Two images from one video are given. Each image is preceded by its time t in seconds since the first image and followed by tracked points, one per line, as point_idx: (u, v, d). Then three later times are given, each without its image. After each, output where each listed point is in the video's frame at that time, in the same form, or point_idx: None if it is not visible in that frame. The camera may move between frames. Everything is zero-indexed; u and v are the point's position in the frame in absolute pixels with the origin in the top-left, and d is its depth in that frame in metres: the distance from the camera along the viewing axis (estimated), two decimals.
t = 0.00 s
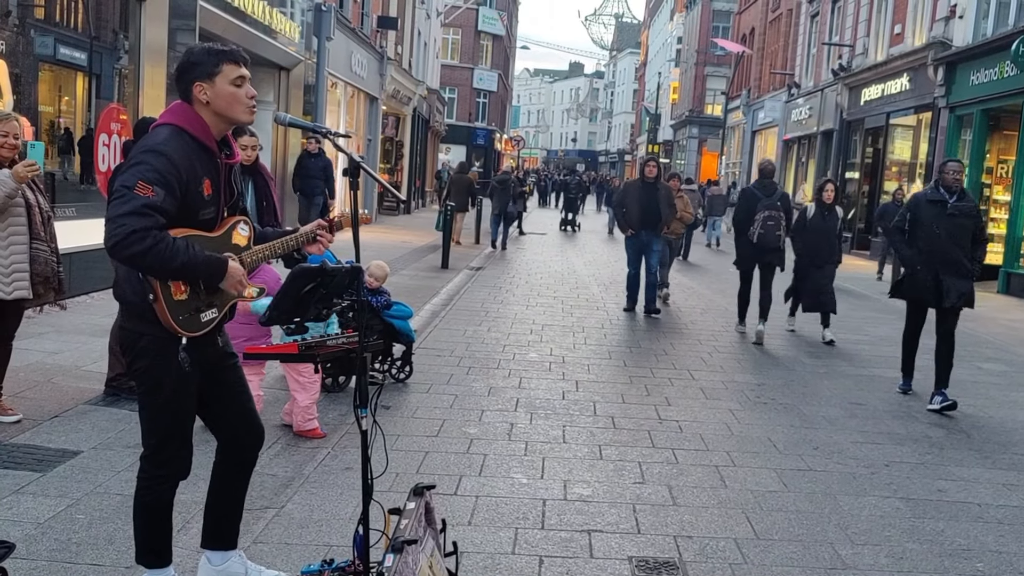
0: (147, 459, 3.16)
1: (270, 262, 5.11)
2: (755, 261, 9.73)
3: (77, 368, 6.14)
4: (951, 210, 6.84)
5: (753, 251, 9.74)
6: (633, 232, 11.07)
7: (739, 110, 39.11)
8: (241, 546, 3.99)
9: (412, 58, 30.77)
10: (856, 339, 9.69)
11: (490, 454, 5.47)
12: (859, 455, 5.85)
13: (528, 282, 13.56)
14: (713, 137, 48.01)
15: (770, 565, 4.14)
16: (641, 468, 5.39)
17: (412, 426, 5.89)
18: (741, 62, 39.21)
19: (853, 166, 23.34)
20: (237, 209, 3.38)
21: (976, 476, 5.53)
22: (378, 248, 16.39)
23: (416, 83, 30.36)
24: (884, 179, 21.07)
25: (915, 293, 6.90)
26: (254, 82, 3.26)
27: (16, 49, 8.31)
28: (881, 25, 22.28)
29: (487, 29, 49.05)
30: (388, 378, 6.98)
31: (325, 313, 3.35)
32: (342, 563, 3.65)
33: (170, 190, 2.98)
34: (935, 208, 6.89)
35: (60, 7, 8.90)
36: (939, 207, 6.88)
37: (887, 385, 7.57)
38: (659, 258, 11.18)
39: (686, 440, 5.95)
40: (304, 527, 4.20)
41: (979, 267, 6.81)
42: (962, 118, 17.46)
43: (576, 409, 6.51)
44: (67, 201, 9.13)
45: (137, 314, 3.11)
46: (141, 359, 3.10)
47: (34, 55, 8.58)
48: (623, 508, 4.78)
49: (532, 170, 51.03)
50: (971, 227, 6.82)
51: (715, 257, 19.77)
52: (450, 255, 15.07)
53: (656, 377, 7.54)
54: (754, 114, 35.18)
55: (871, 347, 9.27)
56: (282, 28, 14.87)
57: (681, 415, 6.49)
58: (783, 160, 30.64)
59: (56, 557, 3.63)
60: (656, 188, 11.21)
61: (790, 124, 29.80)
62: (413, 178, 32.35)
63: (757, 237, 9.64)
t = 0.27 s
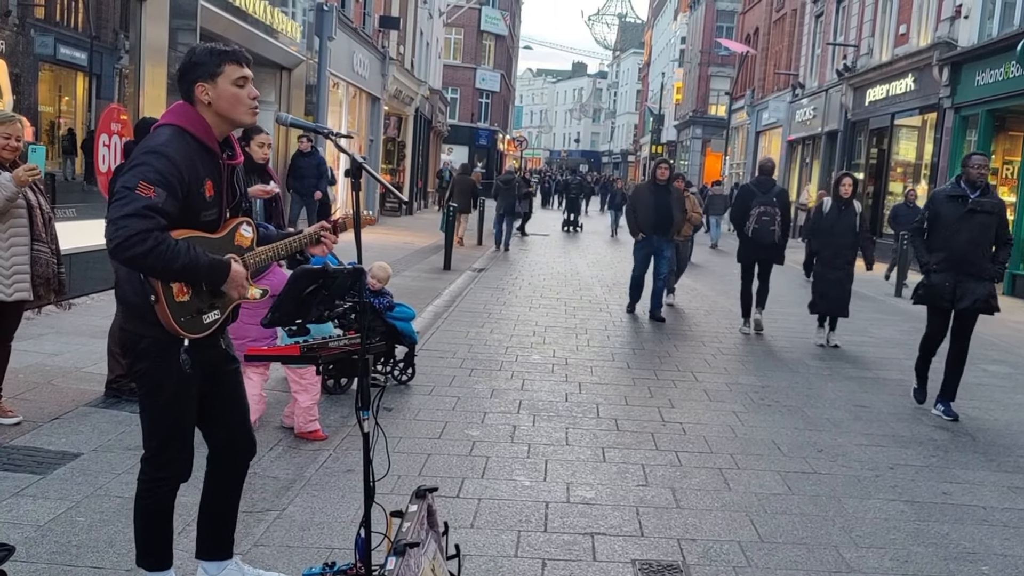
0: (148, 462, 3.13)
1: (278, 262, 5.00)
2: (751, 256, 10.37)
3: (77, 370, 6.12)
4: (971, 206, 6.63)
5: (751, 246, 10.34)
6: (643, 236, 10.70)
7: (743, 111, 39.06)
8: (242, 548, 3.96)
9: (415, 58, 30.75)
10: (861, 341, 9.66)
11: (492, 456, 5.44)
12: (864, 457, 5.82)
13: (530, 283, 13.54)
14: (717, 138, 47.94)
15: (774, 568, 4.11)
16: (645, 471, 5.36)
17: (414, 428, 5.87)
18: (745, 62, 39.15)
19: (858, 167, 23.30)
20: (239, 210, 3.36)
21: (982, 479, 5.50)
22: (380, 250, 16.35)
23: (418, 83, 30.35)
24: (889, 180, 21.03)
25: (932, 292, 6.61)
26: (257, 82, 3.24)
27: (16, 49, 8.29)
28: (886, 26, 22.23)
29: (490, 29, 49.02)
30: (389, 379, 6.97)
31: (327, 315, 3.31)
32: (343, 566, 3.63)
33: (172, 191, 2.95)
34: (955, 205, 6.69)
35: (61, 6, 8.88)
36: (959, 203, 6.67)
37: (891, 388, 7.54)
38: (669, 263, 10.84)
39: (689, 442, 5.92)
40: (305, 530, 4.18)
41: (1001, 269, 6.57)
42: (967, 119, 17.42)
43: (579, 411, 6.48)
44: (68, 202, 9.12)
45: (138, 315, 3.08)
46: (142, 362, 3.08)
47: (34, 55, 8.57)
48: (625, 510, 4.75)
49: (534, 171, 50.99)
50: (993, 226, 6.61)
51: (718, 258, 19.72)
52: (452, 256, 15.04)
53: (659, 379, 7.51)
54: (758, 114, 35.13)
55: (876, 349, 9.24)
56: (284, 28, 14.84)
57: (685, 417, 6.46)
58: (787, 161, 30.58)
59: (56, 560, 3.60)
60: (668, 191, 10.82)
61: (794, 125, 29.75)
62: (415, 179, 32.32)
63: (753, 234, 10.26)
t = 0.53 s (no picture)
0: (150, 464, 3.11)
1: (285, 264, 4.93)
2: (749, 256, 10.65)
3: (78, 371, 6.10)
4: (994, 213, 6.06)
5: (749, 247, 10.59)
6: (654, 235, 10.30)
7: (748, 111, 39.00)
8: (244, 550, 3.93)
9: (418, 58, 30.73)
10: (866, 342, 9.62)
11: (496, 458, 5.41)
12: (870, 459, 5.78)
13: (534, 284, 13.51)
14: (721, 138, 47.88)
15: (780, 571, 4.08)
16: (649, 473, 5.33)
17: (417, 430, 5.84)
18: (750, 61, 39.10)
19: (863, 167, 23.25)
20: (241, 211, 3.33)
21: (988, 481, 5.46)
22: (383, 251, 16.33)
23: (421, 84, 30.34)
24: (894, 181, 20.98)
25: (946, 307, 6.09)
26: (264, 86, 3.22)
27: (16, 48, 8.29)
28: (891, 25, 22.18)
29: (493, 29, 48.96)
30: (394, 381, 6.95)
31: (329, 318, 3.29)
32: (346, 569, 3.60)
33: (175, 192, 2.93)
34: (975, 211, 6.13)
35: (62, 5, 8.87)
36: (981, 210, 6.11)
37: (896, 389, 7.50)
38: (680, 262, 10.48)
39: (693, 444, 5.89)
40: (308, 532, 4.15)
41: None
42: (973, 119, 17.38)
43: (582, 413, 6.45)
44: (69, 202, 9.10)
45: (139, 316, 3.05)
46: (143, 363, 3.05)
47: (35, 54, 8.56)
48: (630, 512, 4.72)
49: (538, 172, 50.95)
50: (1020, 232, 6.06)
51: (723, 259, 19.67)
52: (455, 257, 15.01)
53: (663, 380, 7.47)
54: (763, 114, 35.06)
55: (881, 350, 9.21)
56: (286, 28, 14.81)
57: (690, 418, 6.42)
58: (792, 161, 30.52)
59: (57, 562, 3.58)
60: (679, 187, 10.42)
61: (799, 125, 29.69)
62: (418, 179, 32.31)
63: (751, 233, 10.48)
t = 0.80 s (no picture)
0: (155, 465, 3.10)
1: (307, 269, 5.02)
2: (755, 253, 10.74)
3: (80, 374, 6.09)
4: None
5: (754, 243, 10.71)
6: (665, 242, 9.96)
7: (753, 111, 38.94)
8: (246, 554, 3.91)
9: (421, 59, 30.72)
10: (871, 344, 9.58)
11: (499, 461, 5.38)
12: (875, 462, 5.74)
13: (538, 286, 13.49)
14: (726, 139, 47.81)
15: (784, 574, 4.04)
16: (653, 476, 5.29)
17: (421, 433, 5.81)
18: (755, 62, 39.04)
19: (869, 168, 23.19)
20: (249, 211, 3.31)
21: (994, 484, 5.42)
22: (387, 253, 16.31)
23: (424, 85, 30.34)
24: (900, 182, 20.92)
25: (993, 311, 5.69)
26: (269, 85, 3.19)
27: (18, 49, 8.29)
28: (897, 26, 22.13)
29: (497, 29, 48.91)
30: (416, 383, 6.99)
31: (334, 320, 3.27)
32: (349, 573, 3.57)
33: (179, 192, 2.91)
34: (1012, 208, 5.80)
35: (63, 6, 8.87)
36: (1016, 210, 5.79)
37: (902, 392, 7.47)
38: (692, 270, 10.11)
39: (698, 446, 5.86)
40: (311, 535, 4.13)
41: None
42: (979, 120, 17.34)
43: (586, 416, 6.42)
44: (70, 204, 9.10)
45: (146, 317, 3.03)
46: (148, 364, 3.03)
47: (36, 55, 8.56)
48: (634, 515, 4.69)
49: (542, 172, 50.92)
50: None
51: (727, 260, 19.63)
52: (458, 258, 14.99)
53: (667, 383, 7.44)
54: (768, 115, 35.00)
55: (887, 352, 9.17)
56: (288, 28, 14.80)
57: (694, 422, 6.39)
58: (797, 162, 30.46)
59: (58, 566, 3.56)
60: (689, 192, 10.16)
61: (804, 126, 29.64)
62: (422, 180, 32.30)
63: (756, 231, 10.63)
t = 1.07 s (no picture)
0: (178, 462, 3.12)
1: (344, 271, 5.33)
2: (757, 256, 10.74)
3: (81, 377, 6.07)
4: None
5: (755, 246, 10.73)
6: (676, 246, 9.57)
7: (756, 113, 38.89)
8: (248, 558, 3.89)
9: (423, 61, 30.71)
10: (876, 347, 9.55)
11: (502, 464, 5.36)
12: (881, 466, 5.70)
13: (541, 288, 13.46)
14: (730, 141, 47.76)
15: None
16: (657, 480, 5.27)
17: (424, 436, 5.79)
18: (759, 63, 38.99)
19: (873, 170, 23.14)
20: (260, 210, 3.29)
21: (1000, 488, 5.39)
22: (390, 255, 16.29)
23: (426, 87, 30.31)
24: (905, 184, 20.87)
25: None
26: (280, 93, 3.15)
27: (18, 51, 8.28)
28: (901, 27, 22.09)
29: (499, 30, 48.87)
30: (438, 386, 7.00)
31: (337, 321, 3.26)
32: None
33: (177, 188, 2.89)
34: None
35: (63, 8, 8.86)
36: None
37: (907, 395, 7.43)
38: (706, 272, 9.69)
39: (702, 450, 5.83)
40: (313, 539, 4.11)
41: None
42: (985, 121, 17.29)
43: (590, 419, 6.39)
44: (71, 207, 9.09)
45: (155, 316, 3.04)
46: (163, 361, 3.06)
47: (37, 57, 8.55)
48: (638, 519, 4.66)
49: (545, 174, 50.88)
50: None
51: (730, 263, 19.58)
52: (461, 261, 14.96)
53: (672, 386, 7.41)
54: (772, 117, 34.95)
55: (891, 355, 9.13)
56: (289, 29, 14.79)
57: (698, 425, 6.36)
58: (801, 164, 30.40)
59: (58, 570, 3.53)
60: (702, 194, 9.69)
61: (808, 128, 29.59)
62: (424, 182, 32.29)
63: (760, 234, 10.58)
